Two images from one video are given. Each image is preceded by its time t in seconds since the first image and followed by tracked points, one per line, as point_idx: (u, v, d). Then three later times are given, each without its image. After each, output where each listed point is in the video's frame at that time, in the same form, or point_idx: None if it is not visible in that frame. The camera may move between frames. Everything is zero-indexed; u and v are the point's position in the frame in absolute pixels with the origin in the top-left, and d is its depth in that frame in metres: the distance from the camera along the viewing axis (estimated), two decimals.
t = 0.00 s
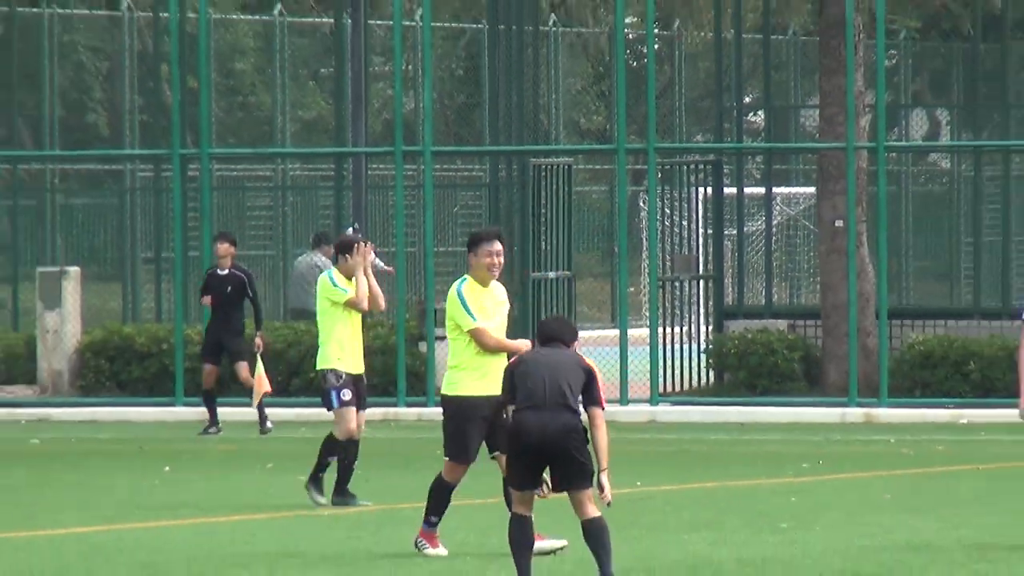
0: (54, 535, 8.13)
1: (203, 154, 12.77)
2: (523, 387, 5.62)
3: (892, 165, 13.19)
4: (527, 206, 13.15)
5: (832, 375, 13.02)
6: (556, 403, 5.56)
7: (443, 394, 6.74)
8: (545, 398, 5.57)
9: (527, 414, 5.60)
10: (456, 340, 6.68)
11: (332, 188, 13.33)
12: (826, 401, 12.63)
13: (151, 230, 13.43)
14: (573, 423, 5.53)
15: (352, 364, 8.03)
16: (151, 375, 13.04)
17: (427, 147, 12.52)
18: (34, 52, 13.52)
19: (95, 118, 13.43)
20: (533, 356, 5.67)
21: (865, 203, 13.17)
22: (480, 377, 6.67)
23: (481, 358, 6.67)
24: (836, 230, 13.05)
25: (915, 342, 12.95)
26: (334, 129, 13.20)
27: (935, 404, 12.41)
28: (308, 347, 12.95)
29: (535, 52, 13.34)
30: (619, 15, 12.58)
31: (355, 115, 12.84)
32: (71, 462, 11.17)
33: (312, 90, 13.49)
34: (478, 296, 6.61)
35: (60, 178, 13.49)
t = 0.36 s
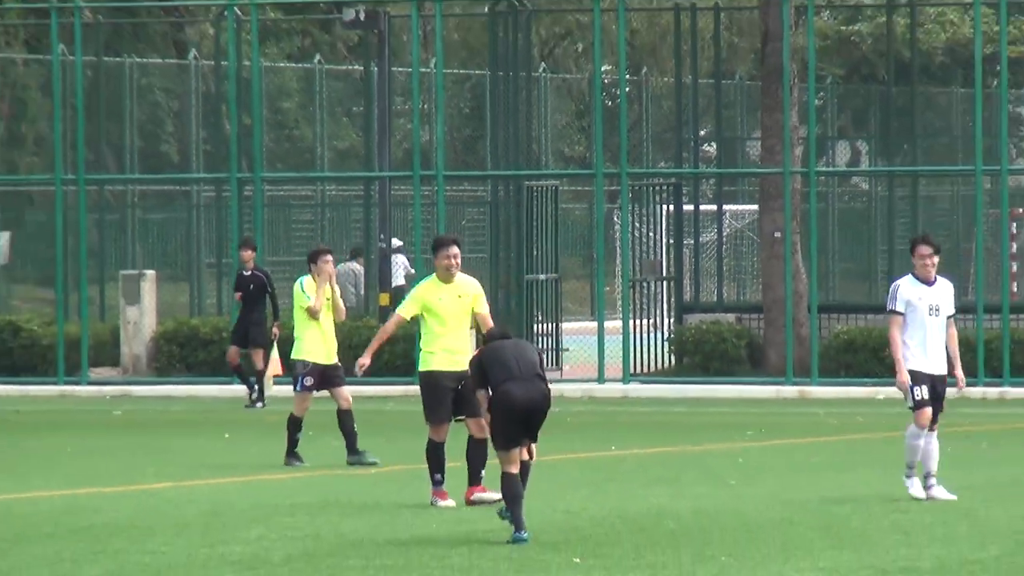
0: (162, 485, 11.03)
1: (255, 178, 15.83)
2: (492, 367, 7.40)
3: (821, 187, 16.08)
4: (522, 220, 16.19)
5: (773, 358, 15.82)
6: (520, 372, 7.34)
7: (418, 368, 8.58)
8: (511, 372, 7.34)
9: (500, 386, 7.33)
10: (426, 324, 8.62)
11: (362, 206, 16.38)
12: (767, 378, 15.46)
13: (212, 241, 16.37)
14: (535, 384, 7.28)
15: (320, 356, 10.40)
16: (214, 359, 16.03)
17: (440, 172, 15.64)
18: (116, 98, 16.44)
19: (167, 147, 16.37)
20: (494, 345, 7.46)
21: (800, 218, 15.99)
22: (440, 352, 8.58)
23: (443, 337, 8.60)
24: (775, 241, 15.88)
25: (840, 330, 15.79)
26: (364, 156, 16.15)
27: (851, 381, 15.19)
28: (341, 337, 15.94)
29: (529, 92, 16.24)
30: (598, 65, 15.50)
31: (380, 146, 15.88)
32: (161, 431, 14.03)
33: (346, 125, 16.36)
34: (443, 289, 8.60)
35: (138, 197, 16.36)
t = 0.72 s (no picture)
0: (228, 460, 13.82)
1: (301, 198, 19.31)
2: (468, 346, 9.42)
3: (768, 205, 19.41)
4: (520, 232, 19.57)
5: (728, 346, 19.08)
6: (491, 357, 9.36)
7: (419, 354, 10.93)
8: (484, 354, 9.36)
9: (475, 366, 9.37)
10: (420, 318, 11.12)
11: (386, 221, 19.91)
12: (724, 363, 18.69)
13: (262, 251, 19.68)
14: (503, 372, 9.32)
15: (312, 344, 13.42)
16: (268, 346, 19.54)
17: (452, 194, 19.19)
18: (183, 131, 19.82)
19: (226, 172, 19.68)
20: (469, 327, 9.46)
21: (750, 231, 19.33)
22: (433, 338, 10.99)
23: (435, 327, 11.06)
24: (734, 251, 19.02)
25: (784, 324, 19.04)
26: (389, 180, 19.49)
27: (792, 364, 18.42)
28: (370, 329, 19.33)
29: (525, 126, 19.45)
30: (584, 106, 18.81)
31: (403, 172, 19.35)
32: (218, 416, 16.86)
33: (374, 153, 19.62)
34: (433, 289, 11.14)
35: (203, 213, 19.88)
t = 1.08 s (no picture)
0: (286, 433, 17.34)
1: (337, 212, 23.21)
2: (443, 329, 12.08)
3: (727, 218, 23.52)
4: (521, 241, 23.65)
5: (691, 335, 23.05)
6: (461, 337, 12.10)
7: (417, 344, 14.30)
8: (456, 337, 12.08)
9: (449, 350, 12.09)
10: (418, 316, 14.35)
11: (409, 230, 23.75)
12: (689, 348, 22.54)
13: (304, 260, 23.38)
14: (470, 352, 12.12)
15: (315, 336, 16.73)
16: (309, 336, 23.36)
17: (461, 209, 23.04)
18: (238, 156, 23.60)
19: (275, 190, 23.51)
20: (444, 315, 12.13)
21: (712, 240, 23.17)
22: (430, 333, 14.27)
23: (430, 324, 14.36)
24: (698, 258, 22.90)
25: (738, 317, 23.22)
26: (410, 198, 23.41)
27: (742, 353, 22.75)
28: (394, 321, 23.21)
29: (524, 153, 23.33)
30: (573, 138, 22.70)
31: (422, 192, 23.25)
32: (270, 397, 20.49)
33: (398, 176, 23.57)
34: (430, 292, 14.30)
35: (256, 226, 23.61)
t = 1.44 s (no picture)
0: (328, 411, 20.96)
1: (367, 224, 27.38)
2: (416, 317, 14.12)
3: (695, 228, 27.63)
4: (522, 247, 27.87)
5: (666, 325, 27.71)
6: (431, 325, 14.16)
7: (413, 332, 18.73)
8: (426, 325, 14.13)
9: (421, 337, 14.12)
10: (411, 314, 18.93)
11: (428, 239, 28.03)
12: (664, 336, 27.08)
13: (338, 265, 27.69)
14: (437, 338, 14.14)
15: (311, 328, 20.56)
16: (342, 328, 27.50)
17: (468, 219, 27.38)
18: (284, 176, 28.03)
19: (316, 205, 27.94)
20: (416, 306, 14.16)
21: (681, 246, 27.79)
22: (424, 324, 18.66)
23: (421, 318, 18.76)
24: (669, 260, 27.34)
25: (705, 310, 27.73)
26: (428, 212, 27.90)
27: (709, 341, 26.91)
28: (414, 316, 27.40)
29: (525, 175, 27.66)
30: (566, 160, 27.00)
31: (439, 206, 27.74)
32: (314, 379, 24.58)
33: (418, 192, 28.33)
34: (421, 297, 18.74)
35: (299, 235, 28.00)
